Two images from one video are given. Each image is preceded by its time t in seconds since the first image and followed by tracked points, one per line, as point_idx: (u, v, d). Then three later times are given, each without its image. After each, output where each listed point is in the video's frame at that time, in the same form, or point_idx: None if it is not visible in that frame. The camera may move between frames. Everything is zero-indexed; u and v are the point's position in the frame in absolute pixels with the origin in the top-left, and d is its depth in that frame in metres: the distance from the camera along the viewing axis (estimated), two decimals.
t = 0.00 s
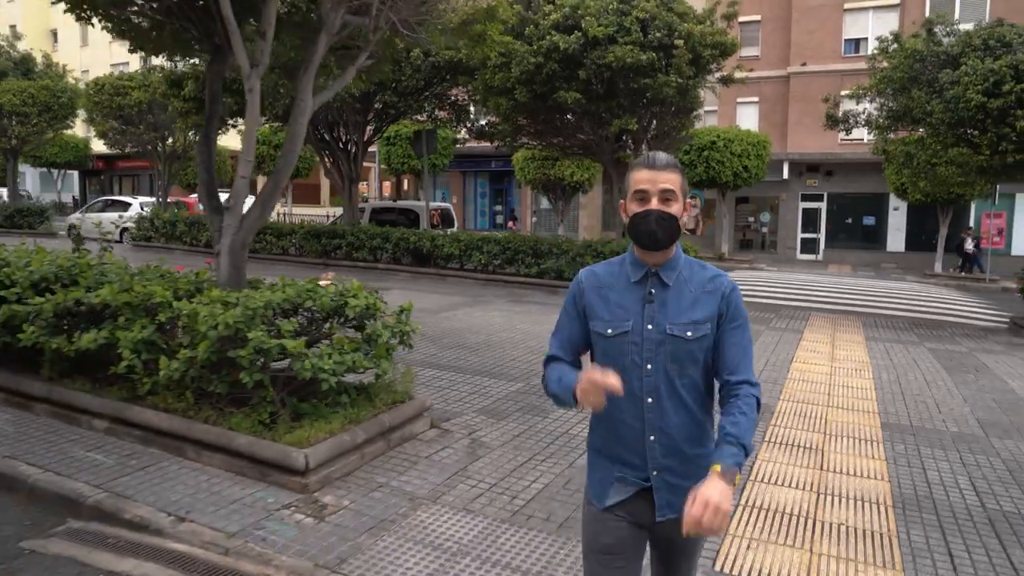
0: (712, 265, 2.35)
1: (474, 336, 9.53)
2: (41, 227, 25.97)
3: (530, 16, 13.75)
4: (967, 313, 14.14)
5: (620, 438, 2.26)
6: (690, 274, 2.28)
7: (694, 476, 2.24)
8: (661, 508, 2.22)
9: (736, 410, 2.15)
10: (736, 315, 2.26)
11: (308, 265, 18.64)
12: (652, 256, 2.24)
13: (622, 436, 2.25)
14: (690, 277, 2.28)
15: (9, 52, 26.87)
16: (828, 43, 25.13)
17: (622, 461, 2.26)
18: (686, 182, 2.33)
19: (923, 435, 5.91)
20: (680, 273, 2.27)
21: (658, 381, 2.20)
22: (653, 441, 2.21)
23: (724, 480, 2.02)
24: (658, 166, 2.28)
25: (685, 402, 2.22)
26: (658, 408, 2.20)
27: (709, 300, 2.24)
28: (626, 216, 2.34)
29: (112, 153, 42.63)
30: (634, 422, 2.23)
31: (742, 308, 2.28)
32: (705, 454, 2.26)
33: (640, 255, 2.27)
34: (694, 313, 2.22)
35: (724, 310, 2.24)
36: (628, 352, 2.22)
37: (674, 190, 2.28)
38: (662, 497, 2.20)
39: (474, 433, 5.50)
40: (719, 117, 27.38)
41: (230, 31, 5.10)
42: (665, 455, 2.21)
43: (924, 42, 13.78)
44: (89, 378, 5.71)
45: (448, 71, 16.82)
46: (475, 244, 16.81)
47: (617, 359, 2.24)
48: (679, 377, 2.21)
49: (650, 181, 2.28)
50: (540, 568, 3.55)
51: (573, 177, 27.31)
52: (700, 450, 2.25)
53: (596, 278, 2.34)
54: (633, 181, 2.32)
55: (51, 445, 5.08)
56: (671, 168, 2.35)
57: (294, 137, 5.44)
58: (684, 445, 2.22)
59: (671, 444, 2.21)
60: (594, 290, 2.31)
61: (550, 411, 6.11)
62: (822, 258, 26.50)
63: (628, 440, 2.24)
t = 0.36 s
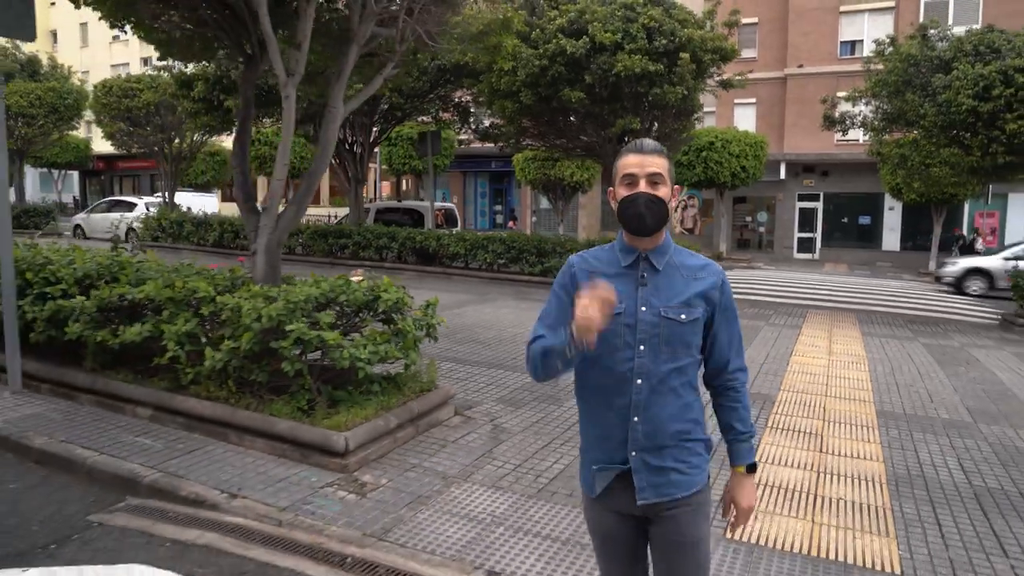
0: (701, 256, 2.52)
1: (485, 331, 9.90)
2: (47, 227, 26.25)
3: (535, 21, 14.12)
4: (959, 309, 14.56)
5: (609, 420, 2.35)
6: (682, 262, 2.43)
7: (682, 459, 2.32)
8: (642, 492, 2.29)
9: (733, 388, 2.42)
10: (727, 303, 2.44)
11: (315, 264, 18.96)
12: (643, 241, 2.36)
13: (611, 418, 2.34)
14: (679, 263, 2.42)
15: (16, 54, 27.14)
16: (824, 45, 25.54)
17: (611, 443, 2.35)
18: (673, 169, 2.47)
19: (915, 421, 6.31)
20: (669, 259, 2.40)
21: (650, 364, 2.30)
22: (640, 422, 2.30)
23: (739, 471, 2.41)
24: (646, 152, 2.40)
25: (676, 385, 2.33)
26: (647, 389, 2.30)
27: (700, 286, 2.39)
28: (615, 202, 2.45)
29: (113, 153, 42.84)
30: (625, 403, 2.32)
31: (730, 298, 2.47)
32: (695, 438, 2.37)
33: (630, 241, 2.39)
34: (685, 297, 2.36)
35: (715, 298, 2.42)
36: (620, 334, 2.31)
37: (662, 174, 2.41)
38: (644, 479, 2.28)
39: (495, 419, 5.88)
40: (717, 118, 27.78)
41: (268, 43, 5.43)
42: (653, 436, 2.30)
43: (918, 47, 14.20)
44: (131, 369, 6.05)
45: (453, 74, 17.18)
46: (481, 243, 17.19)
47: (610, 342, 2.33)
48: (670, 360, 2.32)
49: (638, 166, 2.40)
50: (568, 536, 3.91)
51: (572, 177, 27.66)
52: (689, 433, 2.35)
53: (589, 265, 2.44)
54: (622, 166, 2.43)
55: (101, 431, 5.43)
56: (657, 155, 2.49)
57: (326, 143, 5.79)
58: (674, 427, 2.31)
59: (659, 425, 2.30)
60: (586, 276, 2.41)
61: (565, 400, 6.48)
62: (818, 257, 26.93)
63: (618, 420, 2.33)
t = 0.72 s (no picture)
0: (706, 255, 2.61)
1: (487, 327, 10.25)
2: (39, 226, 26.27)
3: (531, 27, 14.51)
4: (939, 306, 15.10)
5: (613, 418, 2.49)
6: (687, 265, 2.51)
7: (683, 453, 2.44)
8: (643, 485, 2.43)
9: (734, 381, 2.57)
10: (728, 303, 2.56)
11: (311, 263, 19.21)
12: (646, 246, 2.47)
13: (616, 415, 2.48)
14: (683, 265, 2.51)
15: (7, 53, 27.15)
16: (809, 49, 26.07)
17: (615, 436, 2.50)
18: (676, 172, 2.56)
19: (897, 408, 6.76)
20: (674, 260, 2.50)
21: (653, 367, 2.42)
22: (641, 421, 2.43)
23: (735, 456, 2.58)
24: (651, 152, 2.52)
25: (678, 386, 2.44)
26: (648, 389, 2.43)
27: (703, 289, 2.49)
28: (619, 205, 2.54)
29: (101, 152, 42.75)
30: (629, 401, 2.45)
31: (732, 297, 2.58)
32: (698, 434, 2.48)
33: (634, 245, 2.49)
34: (689, 300, 2.46)
35: (717, 300, 2.52)
36: (625, 340, 2.43)
37: (665, 175, 2.51)
38: (643, 473, 2.42)
39: (507, 408, 6.24)
40: (705, 120, 28.25)
41: (296, 51, 5.75)
42: (654, 434, 2.43)
43: (901, 53, 14.73)
44: (159, 362, 6.36)
45: (449, 77, 17.53)
46: (476, 242, 17.55)
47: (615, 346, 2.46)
48: (672, 363, 2.43)
49: (643, 168, 2.51)
50: (586, 509, 4.28)
51: (562, 177, 28.04)
52: (690, 428, 2.47)
53: (595, 268, 2.55)
54: (627, 169, 2.53)
55: (134, 419, 5.71)
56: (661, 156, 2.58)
57: (348, 147, 6.14)
58: (675, 424, 2.43)
59: (661, 423, 2.43)
60: (594, 280, 2.52)
61: (570, 390, 6.85)
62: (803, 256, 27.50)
63: (622, 417, 2.47)
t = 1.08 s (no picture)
0: (714, 260, 2.41)
1: (488, 322, 10.60)
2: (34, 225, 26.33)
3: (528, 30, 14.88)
4: (923, 302, 15.58)
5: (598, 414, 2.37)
6: (685, 269, 2.35)
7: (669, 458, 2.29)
8: (637, 487, 2.29)
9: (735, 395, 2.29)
10: (728, 309, 2.33)
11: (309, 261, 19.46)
12: (639, 245, 2.34)
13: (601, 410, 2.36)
14: (681, 268, 2.35)
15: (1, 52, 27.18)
16: (796, 50, 26.55)
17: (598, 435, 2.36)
18: (680, 176, 2.37)
19: (883, 395, 7.18)
20: (669, 262, 2.35)
21: (636, 367, 2.29)
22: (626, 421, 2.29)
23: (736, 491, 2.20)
24: (652, 164, 2.32)
25: (663, 390, 2.29)
26: (631, 389, 2.29)
27: (698, 291, 2.31)
28: (621, 210, 2.43)
29: (90, 151, 42.63)
30: (614, 399, 2.33)
31: (736, 305, 2.34)
32: (684, 441, 2.32)
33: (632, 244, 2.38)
34: (679, 302, 2.29)
35: (713, 304, 2.31)
36: (610, 334, 2.34)
37: (667, 191, 2.33)
38: (635, 472, 2.28)
39: (516, 396, 6.58)
40: (694, 120, 28.64)
41: (317, 58, 6.08)
42: (635, 436, 2.28)
43: (886, 57, 15.21)
44: (183, 353, 6.66)
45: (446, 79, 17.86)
46: (473, 240, 17.92)
47: (602, 341, 2.36)
48: (658, 366, 2.28)
49: (640, 172, 2.34)
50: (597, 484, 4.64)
51: (554, 177, 28.40)
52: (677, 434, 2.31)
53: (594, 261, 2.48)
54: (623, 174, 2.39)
55: (163, 407, 6.01)
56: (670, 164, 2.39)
57: (365, 147, 6.49)
58: (660, 428, 2.28)
59: (644, 424, 2.28)
60: (590, 271, 2.44)
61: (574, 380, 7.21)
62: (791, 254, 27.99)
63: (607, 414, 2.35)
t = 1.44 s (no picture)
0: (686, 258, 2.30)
1: (475, 318, 10.94)
2: (11, 226, 26.11)
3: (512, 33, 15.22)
4: (892, 298, 16.18)
5: (575, 428, 2.29)
6: (653, 269, 2.24)
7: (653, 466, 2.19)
8: (619, 500, 2.21)
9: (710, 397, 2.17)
10: (701, 307, 2.20)
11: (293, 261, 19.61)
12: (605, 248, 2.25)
13: (578, 423, 2.28)
14: (652, 269, 2.25)
15: None
16: (771, 53, 27.16)
17: (578, 446, 2.28)
18: (647, 172, 2.27)
19: (854, 383, 7.66)
20: (640, 264, 2.24)
21: (610, 377, 2.20)
22: (606, 431, 2.21)
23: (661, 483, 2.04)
24: (620, 160, 2.24)
25: (642, 396, 2.19)
26: (608, 400, 2.20)
27: (670, 292, 2.20)
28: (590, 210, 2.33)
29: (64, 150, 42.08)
30: (591, 410, 2.25)
31: (711, 303, 2.22)
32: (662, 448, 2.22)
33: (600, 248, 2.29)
34: (652, 306, 2.19)
35: (685, 302, 2.19)
36: (584, 344, 2.25)
37: (635, 187, 2.24)
38: (616, 485, 2.21)
39: (509, 387, 6.93)
40: (671, 121, 29.17)
41: (321, 65, 6.39)
42: (616, 446, 2.20)
43: (856, 61, 15.77)
44: (188, 348, 6.92)
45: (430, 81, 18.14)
46: (456, 240, 18.25)
47: (577, 352, 2.27)
48: (633, 373, 2.19)
49: (607, 172, 2.25)
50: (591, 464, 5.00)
51: (534, 177, 28.77)
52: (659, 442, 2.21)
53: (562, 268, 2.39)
54: (592, 172, 2.30)
55: (172, 400, 6.25)
56: (638, 161, 2.31)
57: (365, 150, 6.81)
58: (639, 437, 2.19)
59: (623, 435, 2.19)
60: (558, 281, 2.36)
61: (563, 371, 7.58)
62: (766, 252, 28.62)
63: (584, 426, 2.27)
